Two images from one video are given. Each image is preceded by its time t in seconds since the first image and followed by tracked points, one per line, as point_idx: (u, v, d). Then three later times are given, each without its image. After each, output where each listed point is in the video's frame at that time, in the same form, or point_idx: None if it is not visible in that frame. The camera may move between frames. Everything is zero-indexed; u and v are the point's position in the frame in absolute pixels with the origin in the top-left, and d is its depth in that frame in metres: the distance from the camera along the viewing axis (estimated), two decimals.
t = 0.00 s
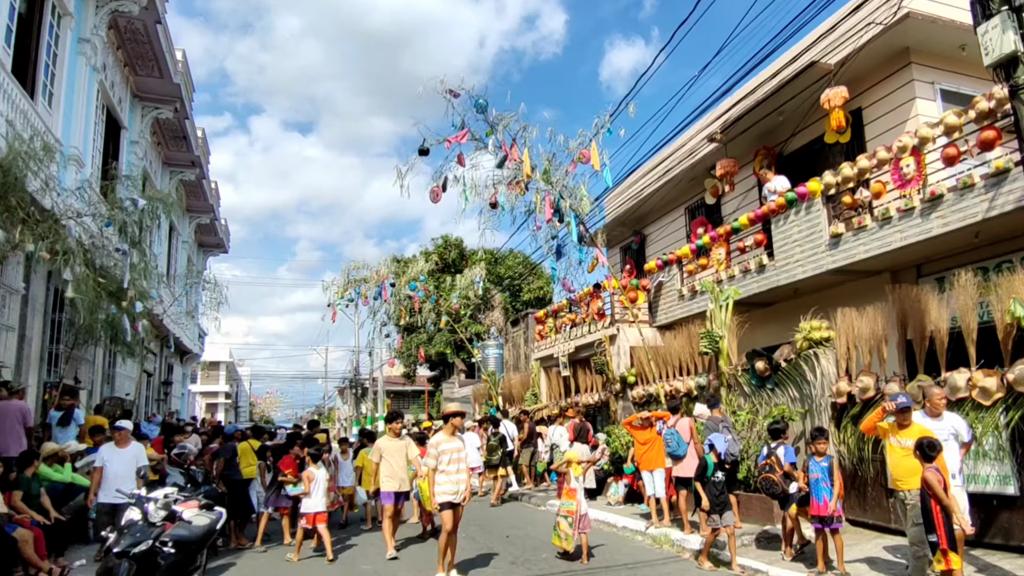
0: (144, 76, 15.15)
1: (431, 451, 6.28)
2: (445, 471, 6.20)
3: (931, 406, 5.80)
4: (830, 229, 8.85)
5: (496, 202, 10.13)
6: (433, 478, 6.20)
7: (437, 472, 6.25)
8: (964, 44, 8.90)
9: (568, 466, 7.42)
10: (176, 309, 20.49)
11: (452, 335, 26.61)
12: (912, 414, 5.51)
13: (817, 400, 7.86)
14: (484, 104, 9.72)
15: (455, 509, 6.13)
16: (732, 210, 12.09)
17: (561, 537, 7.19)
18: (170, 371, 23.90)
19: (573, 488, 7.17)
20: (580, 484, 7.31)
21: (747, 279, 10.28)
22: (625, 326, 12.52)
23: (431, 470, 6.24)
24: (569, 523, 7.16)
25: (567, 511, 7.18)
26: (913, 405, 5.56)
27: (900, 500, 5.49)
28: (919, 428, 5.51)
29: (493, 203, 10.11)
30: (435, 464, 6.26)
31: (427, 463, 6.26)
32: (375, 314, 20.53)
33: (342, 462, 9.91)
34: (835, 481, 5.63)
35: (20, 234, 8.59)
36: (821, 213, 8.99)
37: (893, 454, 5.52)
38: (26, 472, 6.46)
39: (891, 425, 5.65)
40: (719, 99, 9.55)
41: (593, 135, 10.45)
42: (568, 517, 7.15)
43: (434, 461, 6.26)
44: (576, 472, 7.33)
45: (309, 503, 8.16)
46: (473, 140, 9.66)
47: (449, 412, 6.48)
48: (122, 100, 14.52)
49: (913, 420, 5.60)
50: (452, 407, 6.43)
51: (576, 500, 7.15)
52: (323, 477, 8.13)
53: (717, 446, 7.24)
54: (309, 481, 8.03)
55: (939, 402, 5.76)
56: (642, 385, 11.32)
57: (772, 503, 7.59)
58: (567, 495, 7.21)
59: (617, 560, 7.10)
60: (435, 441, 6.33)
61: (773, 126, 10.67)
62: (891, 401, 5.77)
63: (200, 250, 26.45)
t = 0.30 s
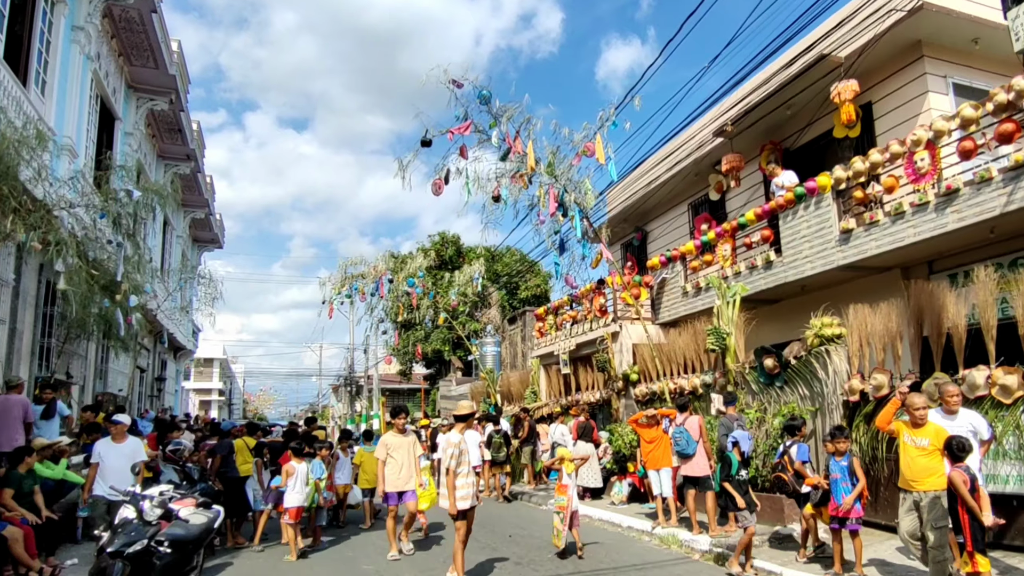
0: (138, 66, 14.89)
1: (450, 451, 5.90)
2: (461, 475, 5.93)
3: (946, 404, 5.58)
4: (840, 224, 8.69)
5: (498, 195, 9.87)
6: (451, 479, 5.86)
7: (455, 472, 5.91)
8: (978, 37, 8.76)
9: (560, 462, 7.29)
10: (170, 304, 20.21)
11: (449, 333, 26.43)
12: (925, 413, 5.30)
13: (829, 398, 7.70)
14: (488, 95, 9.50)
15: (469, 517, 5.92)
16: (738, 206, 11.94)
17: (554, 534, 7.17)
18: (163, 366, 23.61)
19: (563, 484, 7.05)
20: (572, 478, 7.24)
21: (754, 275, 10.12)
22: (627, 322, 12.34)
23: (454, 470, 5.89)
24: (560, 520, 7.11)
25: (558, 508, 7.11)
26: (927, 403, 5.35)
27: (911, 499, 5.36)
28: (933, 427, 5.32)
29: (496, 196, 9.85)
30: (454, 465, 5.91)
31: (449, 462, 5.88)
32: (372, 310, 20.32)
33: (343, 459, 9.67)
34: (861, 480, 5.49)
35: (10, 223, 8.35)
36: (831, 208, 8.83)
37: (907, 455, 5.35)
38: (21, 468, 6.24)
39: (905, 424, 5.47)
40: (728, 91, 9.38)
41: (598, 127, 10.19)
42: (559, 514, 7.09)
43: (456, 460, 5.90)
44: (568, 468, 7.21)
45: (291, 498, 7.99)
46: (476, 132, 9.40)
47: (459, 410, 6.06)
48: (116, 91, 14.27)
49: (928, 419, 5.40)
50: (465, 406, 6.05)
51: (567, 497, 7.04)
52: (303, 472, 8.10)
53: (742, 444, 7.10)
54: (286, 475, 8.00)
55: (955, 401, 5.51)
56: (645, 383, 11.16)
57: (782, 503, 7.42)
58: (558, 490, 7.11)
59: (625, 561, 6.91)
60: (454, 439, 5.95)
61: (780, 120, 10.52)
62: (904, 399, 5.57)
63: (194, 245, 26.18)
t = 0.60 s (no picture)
0: (128, 56, 14.57)
1: (472, 446, 5.63)
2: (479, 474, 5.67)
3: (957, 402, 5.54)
4: (848, 220, 8.53)
5: (498, 188, 9.60)
6: (469, 477, 5.57)
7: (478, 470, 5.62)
8: (988, 32, 8.63)
9: (551, 460, 7.23)
10: (159, 300, 19.87)
11: (442, 331, 26.24)
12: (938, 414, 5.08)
13: (838, 397, 7.54)
14: (489, 86, 9.24)
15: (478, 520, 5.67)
16: (740, 202, 11.81)
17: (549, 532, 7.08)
18: (152, 363, 23.24)
19: (553, 481, 7.01)
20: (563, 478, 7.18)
21: (758, 272, 9.97)
22: (627, 320, 12.16)
23: (483, 467, 5.60)
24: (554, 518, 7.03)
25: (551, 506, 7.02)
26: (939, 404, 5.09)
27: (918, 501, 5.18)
28: (947, 428, 5.10)
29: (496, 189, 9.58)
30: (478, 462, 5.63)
31: (478, 459, 5.59)
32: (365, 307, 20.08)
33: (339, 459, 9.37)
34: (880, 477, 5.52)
35: None
36: (838, 204, 8.68)
37: (919, 458, 5.14)
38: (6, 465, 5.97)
39: (916, 425, 5.25)
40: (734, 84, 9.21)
41: (601, 120, 10.00)
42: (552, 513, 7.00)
43: (484, 457, 5.63)
44: (558, 467, 7.17)
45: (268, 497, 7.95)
46: (477, 123, 9.14)
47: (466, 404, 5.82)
48: (106, 80, 13.95)
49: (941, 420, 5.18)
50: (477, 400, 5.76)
51: (559, 494, 6.95)
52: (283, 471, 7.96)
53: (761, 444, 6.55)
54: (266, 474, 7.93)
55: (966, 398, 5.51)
56: (646, 381, 10.99)
57: (790, 505, 7.25)
58: (549, 488, 7.03)
59: (630, 563, 6.72)
60: (472, 434, 5.71)
61: (785, 115, 10.38)
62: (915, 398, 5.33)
63: (184, 240, 25.81)
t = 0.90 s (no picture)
0: (115, 45, 14.24)
1: (478, 447, 5.40)
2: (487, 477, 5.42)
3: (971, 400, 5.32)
4: (855, 215, 8.37)
5: (497, 181, 9.33)
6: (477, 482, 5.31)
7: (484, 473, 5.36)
8: (996, 25, 8.50)
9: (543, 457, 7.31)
10: (145, 295, 19.51)
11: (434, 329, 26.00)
12: (945, 419, 4.83)
13: (846, 395, 7.35)
14: (488, 75, 8.97)
15: (485, 528, 5.36)
16: (741, 198, 11.67)
17: (534, 529, 7.14)
18: (138, 360, 22.86)
19: (544, 479, 7.11)
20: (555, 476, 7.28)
21: (761, 269, 9.80)
22: (626, 317, 11.96)
23: (490, 470, 5.33)
24: (541, 515, 7.10)
25: (540, 503, 7.08)
26: (944, 410, 4.85)
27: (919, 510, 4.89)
28: (953, 432, 4.84)
29: (495, 181, 9.29)
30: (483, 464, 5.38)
31: (483, 462, 5.34)
32: (357, 304, 19.84)
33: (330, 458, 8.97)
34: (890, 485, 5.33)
35: None
36: (845, 198, 8.52)
37: (924, 465, 4.88)
38: None
39: (920, 430, 4.98)
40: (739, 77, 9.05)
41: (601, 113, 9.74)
42: (541, 509, 7.07)
43: (490, 459, 5.38)
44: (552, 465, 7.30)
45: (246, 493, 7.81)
46: (475, 113, 8.87)
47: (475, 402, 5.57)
48: (92, 70, 13.62)
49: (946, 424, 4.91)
50: (486, 398, 5.56)
51: (549, 491, 7.02)
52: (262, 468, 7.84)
53: (774, 437, 6.23)
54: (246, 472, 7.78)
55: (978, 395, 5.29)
56: (644, 380, 10.81)
57: (797, 506, 7.07)
58: (540, 486, 7.13)
59: (633, 566, 6.51)
60: (479, 435, 5.48)
61: (789, 109, 10.25)
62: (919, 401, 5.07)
63: (172, 235, 25.42)
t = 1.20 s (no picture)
0: (104, 33, 13.89)
1: (475, 451, 5.08)
2: (490, 481, 5.10)
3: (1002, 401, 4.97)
4: (867, 210, 8.16)
5: (498, 174, 9.05)
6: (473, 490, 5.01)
7: (476, 479, 5.10)
8: (1011, 17, 8.29)
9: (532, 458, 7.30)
10: (134, 291, 19.14)
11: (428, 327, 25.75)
12: (937, 424, 4.60)
13: (860, 395, 7.12)
14: (489, 64, 8.68)
15: (498, 533, 5.02)
16: (745, 194, 11.47)
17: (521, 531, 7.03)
18: (126, 357, 22.48)
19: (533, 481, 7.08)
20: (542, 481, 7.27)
21: (767, 266, 9.59)
22: (627, 315, 11.72)
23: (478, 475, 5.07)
24: (529, 517, 7.00)
25: (528, 504, 7.02)
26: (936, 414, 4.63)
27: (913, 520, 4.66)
28: (946, 441, 4.62)
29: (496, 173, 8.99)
30: (477, 469, 5.09)
31: (473, 468, 5.05)
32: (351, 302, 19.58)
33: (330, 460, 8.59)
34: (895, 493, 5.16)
35: None
36: (856, 193, 8.31)
37: (916, 475, 4.67)
38: None
39: (911, 438, 4.76)
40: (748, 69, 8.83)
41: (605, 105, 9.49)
42: (529, 511, 7.00)
43: (481, 464, 5.08)
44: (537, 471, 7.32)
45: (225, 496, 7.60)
46: (477, 103, 8.58)
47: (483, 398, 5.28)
48: (79, 58, 13.26)
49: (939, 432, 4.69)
50: (499, 394, 5.13)
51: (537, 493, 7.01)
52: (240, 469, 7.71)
53: (789, 438, 5.99)
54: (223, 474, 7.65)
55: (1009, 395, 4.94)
56: (647, 379, 10.60)
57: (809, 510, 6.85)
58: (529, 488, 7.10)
59: (642, 571, 6.26)
60: (481, 437, 5.11)
61: (797, 102, 10.05)
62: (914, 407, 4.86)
63: (161, 231, 25.05)
